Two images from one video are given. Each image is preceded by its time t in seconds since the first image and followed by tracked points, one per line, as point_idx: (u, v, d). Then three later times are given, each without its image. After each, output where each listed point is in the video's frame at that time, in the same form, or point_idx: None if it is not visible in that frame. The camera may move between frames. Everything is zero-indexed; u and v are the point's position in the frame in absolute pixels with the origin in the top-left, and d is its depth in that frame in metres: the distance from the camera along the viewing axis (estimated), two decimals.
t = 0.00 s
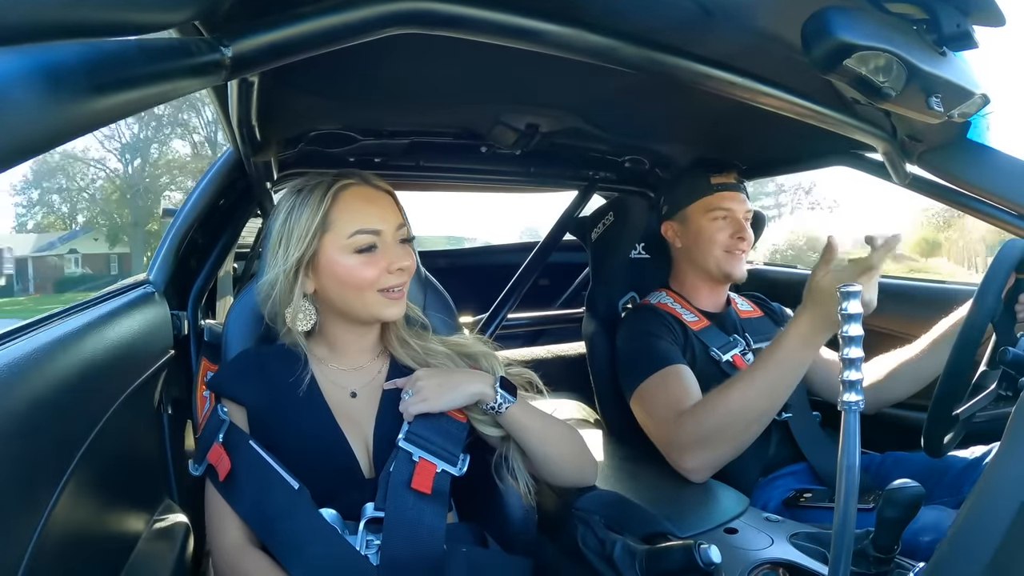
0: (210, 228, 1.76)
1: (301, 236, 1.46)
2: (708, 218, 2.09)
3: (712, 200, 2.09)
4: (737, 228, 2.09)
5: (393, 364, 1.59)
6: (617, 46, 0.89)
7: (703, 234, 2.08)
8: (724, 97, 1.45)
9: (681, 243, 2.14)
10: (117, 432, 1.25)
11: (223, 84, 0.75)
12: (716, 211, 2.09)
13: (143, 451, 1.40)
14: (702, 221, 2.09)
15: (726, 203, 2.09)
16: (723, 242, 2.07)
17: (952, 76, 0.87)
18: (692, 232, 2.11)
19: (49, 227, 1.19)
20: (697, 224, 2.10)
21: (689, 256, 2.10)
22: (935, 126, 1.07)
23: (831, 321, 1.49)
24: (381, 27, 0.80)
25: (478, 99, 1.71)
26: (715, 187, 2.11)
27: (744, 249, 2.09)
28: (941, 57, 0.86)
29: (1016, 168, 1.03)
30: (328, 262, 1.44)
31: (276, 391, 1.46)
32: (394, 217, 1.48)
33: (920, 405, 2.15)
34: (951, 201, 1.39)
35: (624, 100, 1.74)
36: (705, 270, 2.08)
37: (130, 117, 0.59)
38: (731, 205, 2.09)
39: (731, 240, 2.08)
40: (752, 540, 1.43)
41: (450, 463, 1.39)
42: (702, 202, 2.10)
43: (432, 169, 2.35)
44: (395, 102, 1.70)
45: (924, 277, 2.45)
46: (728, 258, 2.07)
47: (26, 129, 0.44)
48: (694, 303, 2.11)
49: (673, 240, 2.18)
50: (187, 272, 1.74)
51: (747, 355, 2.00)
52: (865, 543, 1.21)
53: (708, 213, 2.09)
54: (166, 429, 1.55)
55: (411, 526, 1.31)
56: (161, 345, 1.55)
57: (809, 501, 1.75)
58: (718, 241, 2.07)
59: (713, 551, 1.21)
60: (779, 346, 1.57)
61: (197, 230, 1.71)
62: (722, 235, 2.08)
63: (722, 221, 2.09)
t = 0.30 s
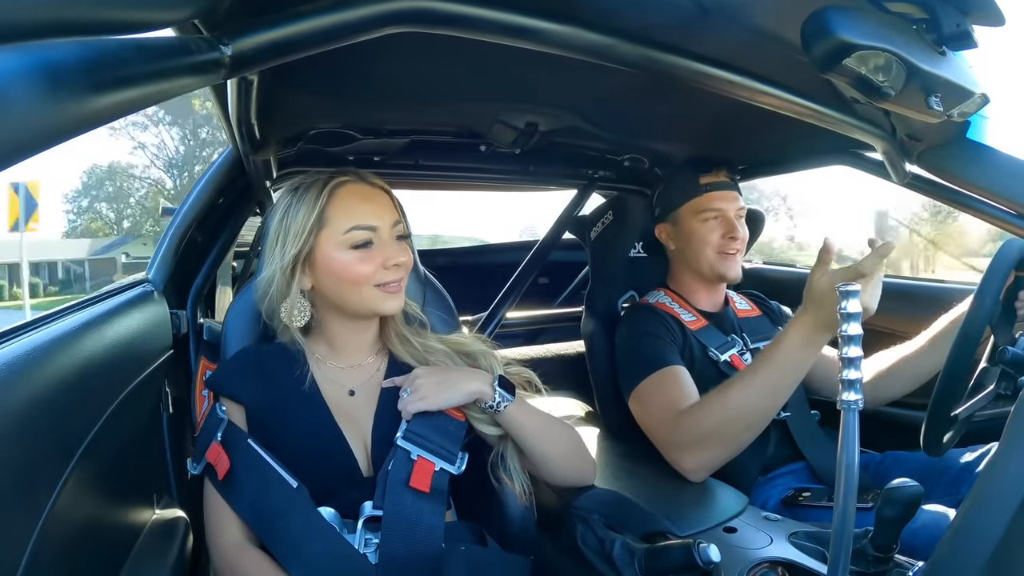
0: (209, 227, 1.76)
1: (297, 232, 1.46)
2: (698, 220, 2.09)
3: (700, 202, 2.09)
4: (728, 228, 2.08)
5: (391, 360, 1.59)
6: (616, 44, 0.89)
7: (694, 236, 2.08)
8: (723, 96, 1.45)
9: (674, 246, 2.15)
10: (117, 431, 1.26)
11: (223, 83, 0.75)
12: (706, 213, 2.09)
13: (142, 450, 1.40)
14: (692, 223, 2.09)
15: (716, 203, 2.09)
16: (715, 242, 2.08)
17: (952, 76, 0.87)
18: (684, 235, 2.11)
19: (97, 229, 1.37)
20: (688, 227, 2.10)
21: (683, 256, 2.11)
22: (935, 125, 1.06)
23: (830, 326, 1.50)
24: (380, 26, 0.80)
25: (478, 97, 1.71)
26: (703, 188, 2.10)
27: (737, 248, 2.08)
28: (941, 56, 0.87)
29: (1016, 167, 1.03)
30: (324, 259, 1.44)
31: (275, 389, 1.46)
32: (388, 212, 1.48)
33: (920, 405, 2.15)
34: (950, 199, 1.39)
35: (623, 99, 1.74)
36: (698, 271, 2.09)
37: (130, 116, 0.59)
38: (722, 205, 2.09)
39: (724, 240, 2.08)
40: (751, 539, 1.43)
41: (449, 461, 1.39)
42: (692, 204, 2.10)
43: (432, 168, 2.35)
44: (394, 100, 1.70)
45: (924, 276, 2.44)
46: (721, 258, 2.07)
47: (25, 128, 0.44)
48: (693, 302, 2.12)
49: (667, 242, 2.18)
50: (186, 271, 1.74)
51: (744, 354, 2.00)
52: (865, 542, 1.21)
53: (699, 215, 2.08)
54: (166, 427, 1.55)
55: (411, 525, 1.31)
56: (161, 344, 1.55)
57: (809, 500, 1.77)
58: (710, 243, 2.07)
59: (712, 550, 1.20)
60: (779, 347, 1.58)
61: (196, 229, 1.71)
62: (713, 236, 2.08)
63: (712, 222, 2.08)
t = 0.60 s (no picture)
0: (209, 224, 1.75)
1: (299, 229, 1.46)
2: (694, 226, 2.10)
3: (695, 207, 2.10)
4: (723, 234, 2.09)
5: (393, 359, 1.59)
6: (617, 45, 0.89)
7: (688, 242, 2.10)
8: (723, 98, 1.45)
9: (672, 250, 2.16)
10: (116, 429, 1.25)
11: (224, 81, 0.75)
12: (702, 219, 2.10)
13: (140, 447, 1.40)
14: (687, 230, 2.10)
15: (712, 209, 2.10)
16: (711, 249, 2.08)
17: (953, 78, 0.87)
18: (680, 239, 2.12)
19: (134, 235, 1.53)
20: (685, 233, 2.11)
21: (681, 260, 2.11)
22: (935, 126, 1.07)
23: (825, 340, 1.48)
24: (382, 25, 0.80)
25: (478, 97, 1.71)
26: (697, 195, 2.10)
27: (733, 253, 2.08)
28: (941, 58, 0.87)
29: (1013, 171, 1.02)
30: (326, 255, 1.44)
31: (277, 387, 1.46)
32: (390, 211, 1.48)
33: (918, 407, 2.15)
34: (953, 203, 1.40)
35: (624, 99, 1.74)
36: (694, 273, 2.10)
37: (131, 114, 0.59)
38: (719, 210, 2.10)
39: (719, 247, 2.08)
40: (749, 540, 1.43)
41: (450, 461, 1.39)
42: (688, 209, 2.11)
43: (432, 167, 2.35)
44: (395, 99, 1.70)
45: (923, 278, 2.44)
46: (717, 264, 2.07)
47: (27, 124, 0.44)
48: (693, 304, 2.11)
49: (664, 246, 2.19)
50: (186, 268, 1.74)
51: (743, 357, 2.01)
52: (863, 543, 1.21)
53: (694, 221, 2.10)
54: (164, 425, 1.55)
55: (412, 525, 1.31)
56: (160, 341, 1.55)
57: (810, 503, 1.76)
58: (705, 248, 2.07)
59: (710, 551, 1.20)
60: (779, 349, 1.57)
61: (196, 227, 1.71)
62: (709, 242, 2.08)
63: (708, 228, 2.09)
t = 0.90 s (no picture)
0: (211, 221, 1.75)
1: (309, 225, 1.46)
2: (693, 223, 2.09)
3: (694, 205, 2.09)
4: (723, 230, 2.07)
5: (397, 357, 1.59)
6: (619, 44, 0.89)
7: (689, 240, 2.09)
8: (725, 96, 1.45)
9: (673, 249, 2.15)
10: (116, 427, 1.25)
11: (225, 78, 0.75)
12: (701, 217, 2.08)
13: (141, 444, 1.40)
14: (687, 228, 2.09)
15: (710, 206, 2.08)
16: (712, 246, 2.06)
17: (956, 78, 0.87)
18: (680, 239, 2.11)
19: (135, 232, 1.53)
20: (684, 231, 2.10)
21: (683, 259, 2.10)
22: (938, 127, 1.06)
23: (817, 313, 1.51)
24: (384, 23, 0.80)
25: (480, 95, 1.71)
26: (697, 192, 2.09)
27: (734, 250, 2.07)
28: (944, 58, 0.87)
29: (1018, 171, 1.02)
30: (337, 254, 1.44)
31: (283, 385, 1.47)
32: (400, 211, 1.48)
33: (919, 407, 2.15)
34: (953, 202, 1.39)
35: (625, 97, 1.74)
36: (697, 273, 2.08)
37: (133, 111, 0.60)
38: (717, 207, 2.08)
39: (719, 244, 2.07)
40: (749, 540, 1.43)
41: (453, 462, 1.39)
42: (687, 209, 2.10)
43: (433, 165, 2.35)
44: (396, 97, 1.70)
45: (924, 278, 2.44)
46: (719, 260, 2.06)
47: (27, 121, 0.44)
48: (694, 304, 2.11)
49: (665, 247, 2.18)
50: (188, 265, 1.74)
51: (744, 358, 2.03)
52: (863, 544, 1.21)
53: (693, 219, 2.09)
54: (165, 422, 1.55)
55: (415, 525, 1.31)
56: (161, 339, 1.55)
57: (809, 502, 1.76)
58: (705, 246, 2.06)
59: (710, 550, 1.20)
60: (767, 334, 1.60)
61: (198, 225, 1.71)
62: (709, 239, 2.07)
63: (708, 225, 2.08)
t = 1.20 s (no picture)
0: (214, 222, 1.76)
1: (315, 225, 1.47)
2: (693, 226, 2.09)
3: (693, 208, 2.09)
4: (723, 232, 2.07)
5: (403, 358, 1.59)
6: (622, 43, 0.89)
7: (690, 243, 2.08)
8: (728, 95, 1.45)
9: (675, 252, 2.14)
10: (119, 427, 1.26)
11: (228, 77, 0.76)
12: (700, 219, 2.08)
13: (144, 443, 1.40)
14: (687, 230, 2.09)
15: (708, 208, 2.08)
16: (712, 248, 2.06)
17: (960, 77, 0.87)
18: (681, 241, 2.11)
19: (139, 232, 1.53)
20: (684, 234, 2.10)
21: (684, 262, 2.11)
22: (942, 126, 1.06)
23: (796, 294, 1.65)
24: (387, 22, 0.80)
25: (482, 94, 1.71)
26: (694, 195, 2.09)
27: (735, 250, 2.07)
28: (948, 57, 0.87)
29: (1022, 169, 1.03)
30: (341, 254, 1.44)
31: (287, 385, 1.47)
32: (405, 212, 1.49)
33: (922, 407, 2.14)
34: (956, 201, 1.39)
35: (627, 97, 1.74)
36: (698, 274, 2.09)
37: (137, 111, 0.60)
38: (716, 209, 2.08)
39: (720, 245, 2.06)
40: (752, 539, 1.43)
41: (457, 462, 1.40)
42: (686, 211, 2.10)
43: (436, 165, 2.35)
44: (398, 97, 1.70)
45: (928, 277, 2.43)
46: (720, 262, 2.06)
47: (31, 122, 0.44)
48: (698, 304, 2.12)
49: (667, 249, 2.18)
50: (192, 265, 1.74)
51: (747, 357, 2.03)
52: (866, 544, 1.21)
53: (692, 222, 2.09)
54: (167, 422, 1.55)
55: (420, 524, 1.32)
56: (165, 338, 1.55)
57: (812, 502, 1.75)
58: (706, 248, 2.06)
59: (713, 549, 1.20)
60: (749, 324, 1.71)
61: (201, 225, 1.71)
62: (709, 241, 2.07)
63: (707, 228, 2.07)
